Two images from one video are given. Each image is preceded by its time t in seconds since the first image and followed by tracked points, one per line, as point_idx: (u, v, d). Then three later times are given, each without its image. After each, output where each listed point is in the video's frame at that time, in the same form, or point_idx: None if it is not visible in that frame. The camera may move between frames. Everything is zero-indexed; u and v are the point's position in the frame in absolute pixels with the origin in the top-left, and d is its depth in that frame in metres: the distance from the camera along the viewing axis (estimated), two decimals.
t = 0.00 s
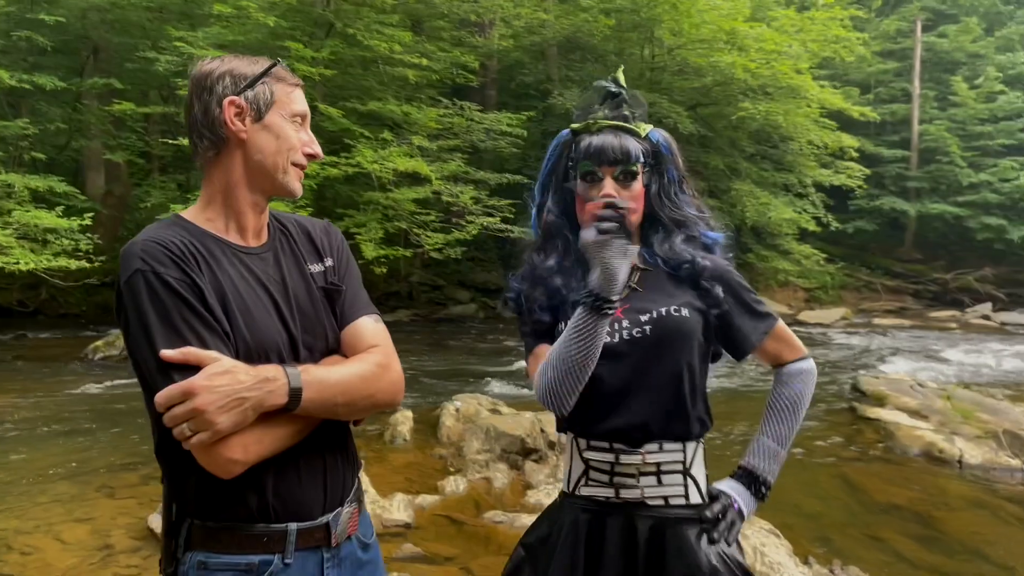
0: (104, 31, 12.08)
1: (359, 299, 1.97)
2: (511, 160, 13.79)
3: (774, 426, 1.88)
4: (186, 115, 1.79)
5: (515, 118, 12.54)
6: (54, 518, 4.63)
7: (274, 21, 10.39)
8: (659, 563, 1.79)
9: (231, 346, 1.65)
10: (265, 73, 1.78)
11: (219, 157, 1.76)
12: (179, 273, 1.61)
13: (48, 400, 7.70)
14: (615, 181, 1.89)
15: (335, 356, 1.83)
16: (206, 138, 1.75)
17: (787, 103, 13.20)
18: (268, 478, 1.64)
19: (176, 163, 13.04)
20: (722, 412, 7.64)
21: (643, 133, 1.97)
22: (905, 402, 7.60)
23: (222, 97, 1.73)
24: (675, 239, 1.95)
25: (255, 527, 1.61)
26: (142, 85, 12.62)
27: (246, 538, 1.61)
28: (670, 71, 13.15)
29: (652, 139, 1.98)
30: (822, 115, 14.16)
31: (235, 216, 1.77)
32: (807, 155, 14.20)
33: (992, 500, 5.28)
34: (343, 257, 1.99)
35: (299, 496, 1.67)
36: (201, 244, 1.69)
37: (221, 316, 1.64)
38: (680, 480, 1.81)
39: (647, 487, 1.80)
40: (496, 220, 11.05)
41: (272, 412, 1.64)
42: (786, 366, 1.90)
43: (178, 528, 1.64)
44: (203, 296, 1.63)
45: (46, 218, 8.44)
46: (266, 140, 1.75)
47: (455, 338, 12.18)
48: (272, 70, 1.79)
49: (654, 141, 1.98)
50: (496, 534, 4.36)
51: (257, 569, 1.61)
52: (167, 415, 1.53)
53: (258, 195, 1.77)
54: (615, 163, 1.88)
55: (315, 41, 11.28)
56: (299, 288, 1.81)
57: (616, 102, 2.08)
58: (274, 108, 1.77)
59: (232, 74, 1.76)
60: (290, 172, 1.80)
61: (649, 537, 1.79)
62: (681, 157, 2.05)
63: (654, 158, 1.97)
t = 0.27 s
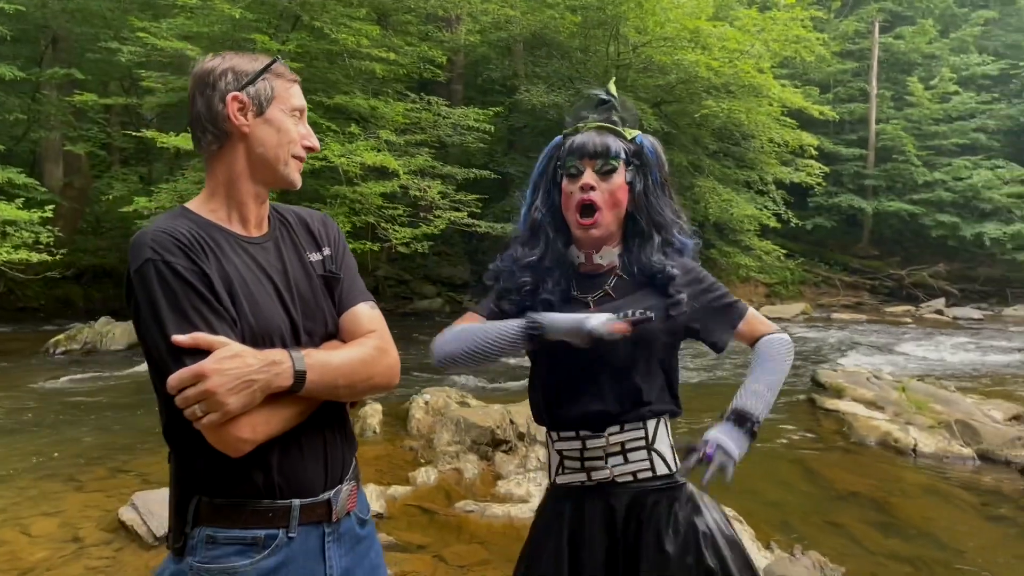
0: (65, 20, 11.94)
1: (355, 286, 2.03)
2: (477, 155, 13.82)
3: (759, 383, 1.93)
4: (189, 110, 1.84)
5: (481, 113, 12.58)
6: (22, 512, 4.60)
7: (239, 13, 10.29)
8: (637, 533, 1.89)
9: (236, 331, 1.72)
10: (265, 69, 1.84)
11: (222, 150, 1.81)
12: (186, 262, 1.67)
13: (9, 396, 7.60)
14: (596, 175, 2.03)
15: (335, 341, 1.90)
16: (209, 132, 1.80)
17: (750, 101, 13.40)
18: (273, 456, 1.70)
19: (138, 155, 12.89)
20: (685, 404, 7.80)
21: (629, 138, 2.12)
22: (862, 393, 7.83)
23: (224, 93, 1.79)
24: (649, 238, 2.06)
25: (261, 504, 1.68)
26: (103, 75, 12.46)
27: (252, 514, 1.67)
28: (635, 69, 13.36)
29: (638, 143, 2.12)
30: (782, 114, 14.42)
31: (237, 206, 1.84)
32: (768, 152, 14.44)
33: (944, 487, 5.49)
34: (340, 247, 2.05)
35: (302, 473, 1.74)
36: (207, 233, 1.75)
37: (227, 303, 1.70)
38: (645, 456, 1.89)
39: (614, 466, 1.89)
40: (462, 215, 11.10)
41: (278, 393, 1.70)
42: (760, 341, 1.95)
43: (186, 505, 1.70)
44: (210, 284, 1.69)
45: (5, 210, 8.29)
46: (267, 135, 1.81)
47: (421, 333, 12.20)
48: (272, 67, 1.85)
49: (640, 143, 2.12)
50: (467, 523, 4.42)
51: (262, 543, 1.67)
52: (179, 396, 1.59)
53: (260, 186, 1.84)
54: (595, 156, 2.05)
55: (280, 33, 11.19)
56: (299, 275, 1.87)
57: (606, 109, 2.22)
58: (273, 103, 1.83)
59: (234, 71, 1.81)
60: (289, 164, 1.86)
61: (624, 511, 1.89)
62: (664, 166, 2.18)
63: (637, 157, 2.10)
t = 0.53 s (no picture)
0: (36, 24, 11.89)
1: (349, 288, 2.06)
2: (453, 159, 13.86)
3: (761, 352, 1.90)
4: (185, 116, 1.86)
5: (457, 117, 12.63)
6: None
7: (213, 16, 10.25)
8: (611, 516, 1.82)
9: (234, 332, 1.74)
10: (260, 75, 1.86)
11: (218, 155, 1.82)
12: (186, 264, 1.69)
13: None
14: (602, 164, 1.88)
15: (330, 341, 1.92)
16: (206, 137, 1.81)
17: (723, 104, 13.55)
18: (269, 454, 1.72)
19: (112, 160, 12.80)
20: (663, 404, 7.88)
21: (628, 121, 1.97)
22: (836, 391, 7.95)
23: (221, 99, 1.80)
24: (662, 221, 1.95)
25: (258, 500, 1.70)
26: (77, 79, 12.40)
27: (250, 510, 1.69)
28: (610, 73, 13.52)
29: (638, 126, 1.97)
30: (755, 117, 14.58)
31: (234, 210, 1.85)
32: (742, 155, 14.58)
33: (917, 482, 5.60)
34: (334, 248, 2.08)
35: (299, 470, 1.76)
36: (204, 237, 1.77)
37: (226, 305, 1.72)
38: (639, 442, 1.84)
39: (610, 446, 1.83)
40: (440, 218, 11.13)
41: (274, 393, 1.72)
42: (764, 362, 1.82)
43: (184, 502, 1.72)
44: (209, 286, 1.71)
45: None
46: (263, 139, 1.83)
47: (399, 336, 12.21)
48: (267, 72, 1.87)
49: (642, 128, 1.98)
50: (449, 524, 4.43)
51: (260, 537, 1.70)
52: (178, 396, 1.61)
53: (256, 189, 1.85)
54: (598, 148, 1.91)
55: (255, 37, 11.15)
56: (295, 278, 1.90)
57: (599, 99, 2.02)
58: (269, 108, 1.84)
59: (230, 77, 1.83)
60: (286, 168, 1.88)
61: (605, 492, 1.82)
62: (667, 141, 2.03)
63: (640, 139, 1.95)
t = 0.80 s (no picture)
0: (16, 31, 11.83)
1: (340, 290, 2.07)
2: (438, 165, 13.86)
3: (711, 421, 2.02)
4: (177, 119, 1.86)
5: (442, 123, 12.64)
6: None
7: (196, 22, 10.21)
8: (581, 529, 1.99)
9: (226, 334, 1.74)
10: (252, 79, 1.87)
11: (211, 158, 1.83)
12: (178, 266, 1.69)
13: None
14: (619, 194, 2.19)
15: (321, 343, 1.93)
16: (198, 140, 1.82)
17: (706, 110, 13.61)
18: (260, 454, 1.73)
19: (94, 167, 12.73)
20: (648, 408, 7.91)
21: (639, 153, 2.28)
22: (820, 394, 8.01)
23: (213, 103, 1.81)
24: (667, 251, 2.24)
25: (249, 500, 1.71)
26: (58, 85, 12.29)
27: (240, 509, 1.70)
28: (594, 79, 13.57)
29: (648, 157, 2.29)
30: (738, 122, 14.65)
31: (226, 212, 1.86)
32: (725, 159, 14.64)
33: (899, 483, 5.65)
34: (325, 251, 2.10)
35: (290, 470, 1.77)
36: (196, 239, 1.77)
37: (218, 307, 1.73)
38: (620, 464, 2.03)
39: (590, 465, 2.03)
40: (425, 224, 11.12)
41: (265, 394, 1.73)
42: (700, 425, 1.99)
43: (175, 501, 1.72)
44: (201, 288, 1.71)
45: None
46: (257, 143, 1.84)
47: (385, 343, 12.19)
48: (259, 77, 1.89)
49: (650, 158, 2.29)
50: (437, 529, 4.44)
51: (250, 537, 1.70)
52: (169, 397, 1.61)
53: (248, 193, 1.87)
54: (614, 191, 2.18)
55: (238, 43, 11.11)
56: (285, 279, 1.91)
57: (608, 132, 2.33)
58: (261, 112, 1.86)
59: (223, 81, 1.84)
60: (278, 171, 1.89)
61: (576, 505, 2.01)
62: (673, 171, 2.33)
63: (651, 173, 2.27)
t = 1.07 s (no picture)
0: (8, 36, 11.82)
1: (335, 293, 2.07)
2: (431, 170, 13.86)
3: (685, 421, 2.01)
4: (170, 121, 1.85)
5: (435, 127, 12.65)
6: None
7: (188, 28, 10.19)
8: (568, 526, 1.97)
9: (220, 336, 1.74)
10: (245, 80, 1.87)
11: (205, 159, 1.83)
12: (172, 269, 1.68)
13: None
14: (608, 186, 2.17)
15: (315, 346, 1.93)
16: (192, 142, 1.81)
17: (698, 114, 13.65)
18: (254, 457, 1.72)
19: (85, 172, 12.70)
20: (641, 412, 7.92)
21: (635, 142, 2.27)
22: (813, 397, 8.03)
23: (206, 104, 1.81)
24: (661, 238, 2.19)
25: (243, 503, 1.70)
26: (48, 89, 12.24)
27: (233, 512, 1.69)
28: (587, 84, 13.59)
29: (644, 146, 2.27)
30: (731, 126, 14.69)
31: (221, 214, 1.86)
32: (718, 164, 14.68)
33: (893, 485, 5.66)
34: (319, 255, 2.10)
35: (284, 473, 1.76)
36: (190, 241, 1.76)
37: (212, 309, 1.72)
38: (608, 462, 1.99)
39: (577, 463, 1.99)
40: (418, 228, 11.11)
41: (259, 397, 1.72)
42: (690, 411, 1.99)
43: (169, 504, 1.71)
44: (196, 290, 1.70)
45: None
46: (250, 144, 1.84)
47: (378, 348, 12.17)
48: (251, 77, 1.88)
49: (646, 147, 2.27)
50: (431, 534, 4.42)
51: (244, 539, 1.69)
52: (164, 401, 1.60)
53: (244, 194, 1.87)
54: (602, 173, 2.18)
55: (230, 48, 11.10)
56: (279, 282, 1.91)
57: (609, 122, 2.36)
58: (255, 113, 1.85)
59: (216, 82, 1.83)
60: (272, 171, 1.89)
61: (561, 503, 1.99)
62: (671, 158, 2.30)
63: (646, 160, 2.25)
